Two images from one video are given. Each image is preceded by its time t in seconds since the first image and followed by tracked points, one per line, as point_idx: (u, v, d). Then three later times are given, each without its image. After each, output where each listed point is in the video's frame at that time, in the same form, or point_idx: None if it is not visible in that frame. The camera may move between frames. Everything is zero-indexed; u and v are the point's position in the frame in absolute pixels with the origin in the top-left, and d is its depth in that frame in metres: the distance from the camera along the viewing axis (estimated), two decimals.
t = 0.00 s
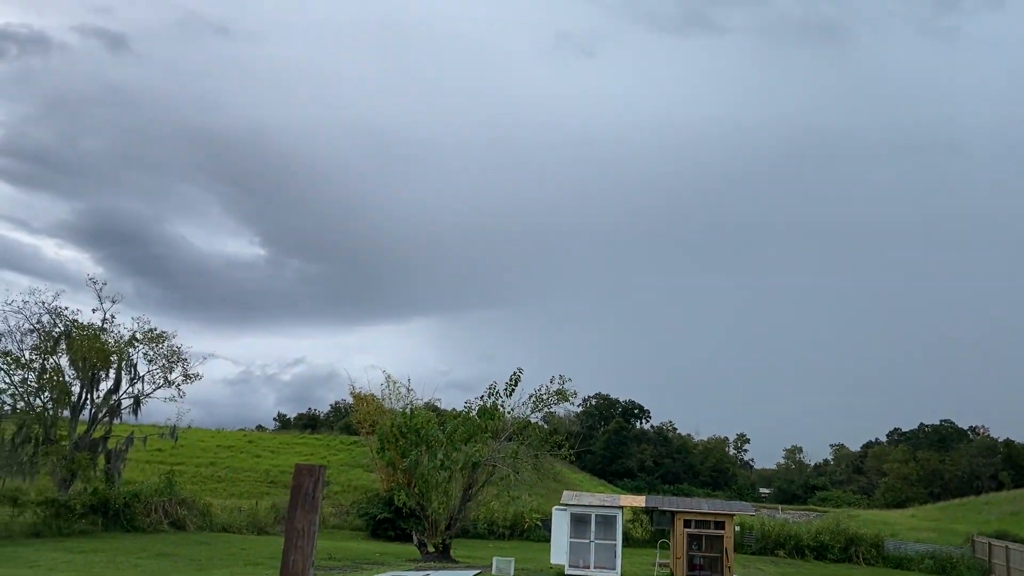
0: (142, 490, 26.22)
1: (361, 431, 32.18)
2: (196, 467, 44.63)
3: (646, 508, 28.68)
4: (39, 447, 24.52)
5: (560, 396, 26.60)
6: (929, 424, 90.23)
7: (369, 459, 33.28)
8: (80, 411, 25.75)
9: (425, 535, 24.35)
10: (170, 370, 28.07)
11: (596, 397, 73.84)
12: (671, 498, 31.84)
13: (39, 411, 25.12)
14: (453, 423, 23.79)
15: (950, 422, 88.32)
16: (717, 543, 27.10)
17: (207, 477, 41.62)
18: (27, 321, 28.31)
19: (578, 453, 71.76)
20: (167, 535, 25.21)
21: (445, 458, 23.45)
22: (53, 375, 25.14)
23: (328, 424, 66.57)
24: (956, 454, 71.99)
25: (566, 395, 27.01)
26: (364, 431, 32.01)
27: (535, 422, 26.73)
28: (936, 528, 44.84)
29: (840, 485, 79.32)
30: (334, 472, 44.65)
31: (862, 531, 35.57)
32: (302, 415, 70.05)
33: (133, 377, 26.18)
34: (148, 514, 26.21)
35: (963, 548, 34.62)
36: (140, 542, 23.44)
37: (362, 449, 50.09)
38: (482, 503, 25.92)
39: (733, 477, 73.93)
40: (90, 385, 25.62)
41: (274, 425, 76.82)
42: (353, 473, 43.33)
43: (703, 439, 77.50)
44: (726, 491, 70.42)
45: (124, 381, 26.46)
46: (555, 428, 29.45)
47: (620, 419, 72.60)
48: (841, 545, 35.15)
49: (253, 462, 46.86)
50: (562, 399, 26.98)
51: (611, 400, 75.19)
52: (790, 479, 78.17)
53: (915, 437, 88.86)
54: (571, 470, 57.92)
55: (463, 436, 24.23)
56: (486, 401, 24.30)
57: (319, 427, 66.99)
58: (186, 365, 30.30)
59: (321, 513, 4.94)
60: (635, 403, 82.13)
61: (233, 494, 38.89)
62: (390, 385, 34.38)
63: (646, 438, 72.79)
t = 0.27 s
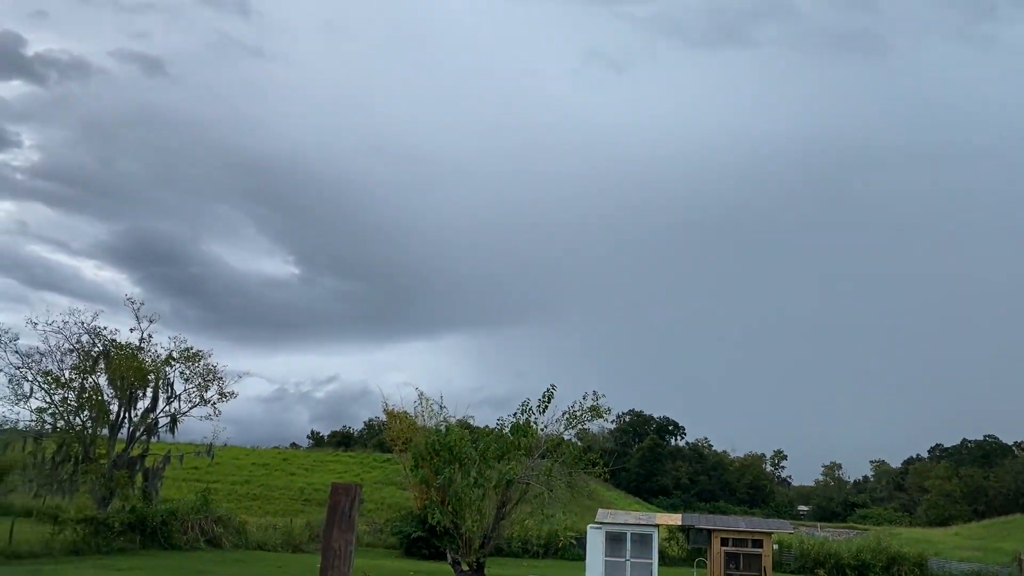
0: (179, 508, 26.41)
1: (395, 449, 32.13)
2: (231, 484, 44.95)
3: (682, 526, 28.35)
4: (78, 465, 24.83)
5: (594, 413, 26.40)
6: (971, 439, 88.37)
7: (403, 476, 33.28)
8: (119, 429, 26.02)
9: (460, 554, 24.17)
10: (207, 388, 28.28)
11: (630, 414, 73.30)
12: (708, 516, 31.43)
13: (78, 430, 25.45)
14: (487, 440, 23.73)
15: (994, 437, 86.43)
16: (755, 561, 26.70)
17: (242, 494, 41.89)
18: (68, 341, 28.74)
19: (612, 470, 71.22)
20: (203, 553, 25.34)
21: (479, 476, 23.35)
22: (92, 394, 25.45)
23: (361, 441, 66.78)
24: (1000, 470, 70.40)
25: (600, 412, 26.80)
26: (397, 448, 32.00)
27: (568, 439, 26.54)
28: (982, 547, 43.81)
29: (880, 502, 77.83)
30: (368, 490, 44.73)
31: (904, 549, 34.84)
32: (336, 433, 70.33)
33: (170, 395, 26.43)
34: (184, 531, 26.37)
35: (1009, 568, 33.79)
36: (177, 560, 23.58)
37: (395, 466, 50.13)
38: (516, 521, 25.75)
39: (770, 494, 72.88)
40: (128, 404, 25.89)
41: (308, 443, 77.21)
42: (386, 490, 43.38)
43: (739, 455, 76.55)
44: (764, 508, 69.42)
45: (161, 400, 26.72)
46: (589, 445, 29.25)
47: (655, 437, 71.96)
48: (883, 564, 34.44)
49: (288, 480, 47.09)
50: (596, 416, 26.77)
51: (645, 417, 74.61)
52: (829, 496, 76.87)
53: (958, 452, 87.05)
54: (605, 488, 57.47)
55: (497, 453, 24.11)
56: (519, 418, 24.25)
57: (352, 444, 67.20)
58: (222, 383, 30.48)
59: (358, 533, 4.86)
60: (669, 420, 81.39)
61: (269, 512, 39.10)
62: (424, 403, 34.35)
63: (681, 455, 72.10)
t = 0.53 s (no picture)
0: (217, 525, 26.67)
1: (429, 465, 32.09)
2: (268, 502, 45.28)
3: (720, 543, 28.10)
4: (118, 483, 25.18)
5: (629, 429, 26.24)
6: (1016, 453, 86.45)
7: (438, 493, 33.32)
8: (158, 448, 26.32)
9: (495, 571, 24.05)
10: (244, 406, 28.49)
11: (666, 430, 72.69)
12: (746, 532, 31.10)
13: (119, 448, 25.82)
14: (521, 457, 23.70)
15: None
16: None
17: (279, 512, 42.17)
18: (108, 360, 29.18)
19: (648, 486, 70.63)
20: (241, 570, 25.51)
21: (514, 493, 23.27)
22: (132, 413, 25.80)
23: (396, 458, 66.97)
24: None
25: (635, 428, 26.62)
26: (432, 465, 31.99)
27: (603, 455, 26.39)
28: None
29: (924, 518, 76.32)
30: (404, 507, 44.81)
31: (949, 567, 34.15)
32: (371, 449, 70.54)
33: (208, 413, 26.70)
34: (222, 549, 26.60)
35: None
36: None
37: (430, 483, 50.14)
38: (552, 538, 25.63)
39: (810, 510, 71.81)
40: (167, 423, 26.18)
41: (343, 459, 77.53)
42: (422, 507, 43.43)
43: (777, 471, 75.56)
44: (803, 525, 68.43)
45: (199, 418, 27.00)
46: (624, 462, 29.08)
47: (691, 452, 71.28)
48: None
49: (323, 497, 47.33)
50: (631, 431, 26.59)
51: (681, 432, 73.80)
52: (870, 512, 75.56)
53: (1003, 467, 85.20)
54: (642, 504, 57.03)
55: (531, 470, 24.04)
56: (553, 434, 24.24)
57: (387, 461, 67.35)
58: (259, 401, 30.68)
59: (396, 551, 4.89)
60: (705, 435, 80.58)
61: (305, 529, 39.32)
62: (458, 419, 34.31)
63: (718, 471, 71.20)
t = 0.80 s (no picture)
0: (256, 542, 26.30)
1: (465, 481, 32.04)
2: (306, 519, 45.54)
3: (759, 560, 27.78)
4: (159, 500, 25.54)
5: (665, 444, 26.10)
6: None
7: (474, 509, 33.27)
8: (198, 465, 26.64)
9: None
10: (281, 424, 28.75)
11: (702, 444, 71.97)
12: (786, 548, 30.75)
13: (159, 466, 26.21)
14: (557, 473, 23.67)
15: None
16: None
17: (316, 529, 42.37)
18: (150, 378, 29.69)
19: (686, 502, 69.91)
20: None
21: (550, 509, 23.23)
22: (172, 431, 26.19)
23: (432, 475, 67.08)
24: None
25: (671, 442, 26.46)
26: (468, 481, 31.91)
27: (640, 471, 26.28)
28: None
29: (969, 533, 74.73)
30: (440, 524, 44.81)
31: None
32: (406, 466, 70.66)
33: (247, 431, 26.98)
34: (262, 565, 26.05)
35: None
36: None
37: (466, 499, 50.04)
38: (589, 554, 25.54)
39: (852, 525, 70.58)
40: (206, 440, 26.50)
41: (378, 476, 77.69)
42: (458, 524, 43.37)
43: (817, 486, 74.43)
44: (845, 540, 67.27)
45: (238, 436, 27.31)
46: (661, 477, 28.91)
47: (728, 467, 70.53)
48: None
49: (360, 514, 47.48)
50: (668, 446, 26.46)
51: (718, 447, 73.03)
52: (914, 527, 74.09)
53: None
54: (680, 520, 56.46)
55: (568, 486, 23.99)
56: (588, 449, 24.21)
57: (423, 477, 67.40)
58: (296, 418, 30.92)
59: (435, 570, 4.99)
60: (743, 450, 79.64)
61: (342, 546, 39.45)
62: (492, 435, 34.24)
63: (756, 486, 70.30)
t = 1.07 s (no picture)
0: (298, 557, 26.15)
1: (503, 495, 31.87)
2: (345, 533, 45.79)
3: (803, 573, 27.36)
4: (201, 515, 25.80)
5: (705, 457, 25.85)
6: None
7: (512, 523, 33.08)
8: (238, 481, 26.86)
9: None
10: (320, 439, 28.91)
11: (742, 456, 71.13)
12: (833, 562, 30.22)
13: (201, 482, 26.48)
14: (596, 487, 23.58)
15: None
16: None
17: (355, 543, 42.56)
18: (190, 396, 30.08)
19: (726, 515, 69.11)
20: None
21: (589, 523, 23.08)
22: (213, 447, 26.46)
23: (469, 489, 67.02)
24: None
25: (710, 455, 26.19)
26: (506, 495, 31.77)
27: (679, 484, 26.04)
28: None
29: (1020, 546, 72.98)
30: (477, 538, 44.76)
31: None
32: (444, 480, 70.73)
33: (286, 446, 27.17)
34: None
35: None
36: None
37: (504, 513, 49.89)
38: (629, 569, 25.35)
39: (898, 538, 69.28)
40: (247, 456, 26.73)
41: (416, 491, 77.81)
42: (496, 539, 43.27)
43: (861, 498, 73.20)
44: (891, 554, 66.08)
45: (277, 451, 27.52)
46: (702, 490, 28.61)
47: (769, 479, 69.59)
48: None
49: (399, 529, 47.54)
50: (707, 459, 26.19)
51: (758, 459, 72.08)
52: (963, 539, 72.54)
53: None
54: (721, 534, 55.80)
55: (607, 500, 23.84)
56: (627, 463, 24.10)
57: (460, 491, 67.39)
58: (334, 434, 31.06)
59: None
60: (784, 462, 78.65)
61: (381, 561, 39.58)
62: (529, 449, 33.99)
63: (798, 498, 69.33)
